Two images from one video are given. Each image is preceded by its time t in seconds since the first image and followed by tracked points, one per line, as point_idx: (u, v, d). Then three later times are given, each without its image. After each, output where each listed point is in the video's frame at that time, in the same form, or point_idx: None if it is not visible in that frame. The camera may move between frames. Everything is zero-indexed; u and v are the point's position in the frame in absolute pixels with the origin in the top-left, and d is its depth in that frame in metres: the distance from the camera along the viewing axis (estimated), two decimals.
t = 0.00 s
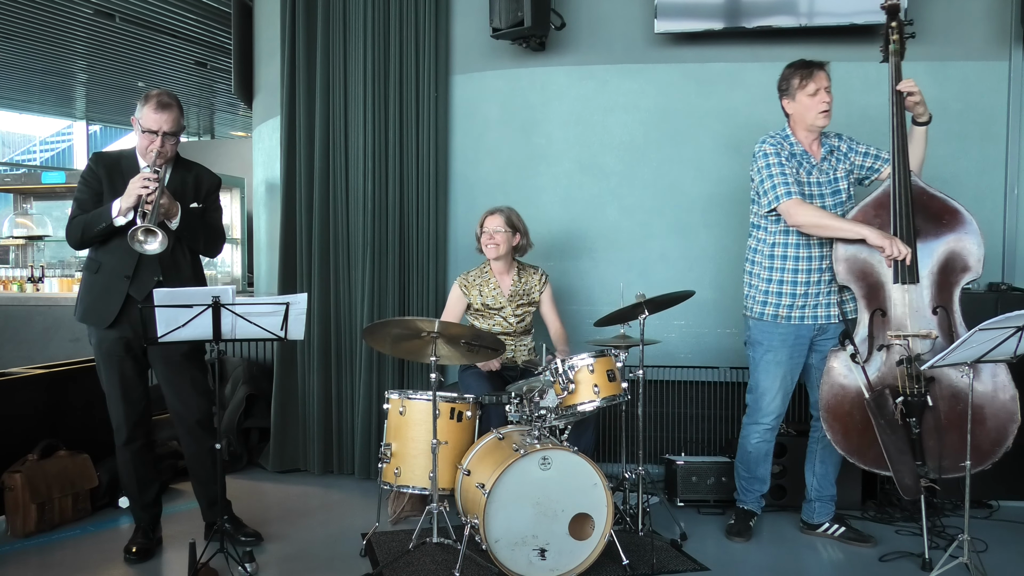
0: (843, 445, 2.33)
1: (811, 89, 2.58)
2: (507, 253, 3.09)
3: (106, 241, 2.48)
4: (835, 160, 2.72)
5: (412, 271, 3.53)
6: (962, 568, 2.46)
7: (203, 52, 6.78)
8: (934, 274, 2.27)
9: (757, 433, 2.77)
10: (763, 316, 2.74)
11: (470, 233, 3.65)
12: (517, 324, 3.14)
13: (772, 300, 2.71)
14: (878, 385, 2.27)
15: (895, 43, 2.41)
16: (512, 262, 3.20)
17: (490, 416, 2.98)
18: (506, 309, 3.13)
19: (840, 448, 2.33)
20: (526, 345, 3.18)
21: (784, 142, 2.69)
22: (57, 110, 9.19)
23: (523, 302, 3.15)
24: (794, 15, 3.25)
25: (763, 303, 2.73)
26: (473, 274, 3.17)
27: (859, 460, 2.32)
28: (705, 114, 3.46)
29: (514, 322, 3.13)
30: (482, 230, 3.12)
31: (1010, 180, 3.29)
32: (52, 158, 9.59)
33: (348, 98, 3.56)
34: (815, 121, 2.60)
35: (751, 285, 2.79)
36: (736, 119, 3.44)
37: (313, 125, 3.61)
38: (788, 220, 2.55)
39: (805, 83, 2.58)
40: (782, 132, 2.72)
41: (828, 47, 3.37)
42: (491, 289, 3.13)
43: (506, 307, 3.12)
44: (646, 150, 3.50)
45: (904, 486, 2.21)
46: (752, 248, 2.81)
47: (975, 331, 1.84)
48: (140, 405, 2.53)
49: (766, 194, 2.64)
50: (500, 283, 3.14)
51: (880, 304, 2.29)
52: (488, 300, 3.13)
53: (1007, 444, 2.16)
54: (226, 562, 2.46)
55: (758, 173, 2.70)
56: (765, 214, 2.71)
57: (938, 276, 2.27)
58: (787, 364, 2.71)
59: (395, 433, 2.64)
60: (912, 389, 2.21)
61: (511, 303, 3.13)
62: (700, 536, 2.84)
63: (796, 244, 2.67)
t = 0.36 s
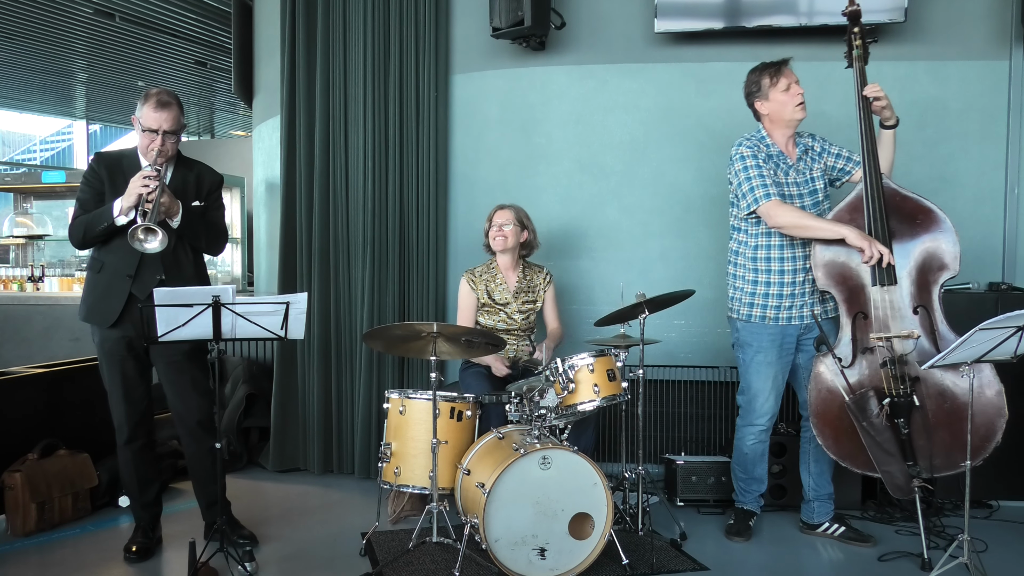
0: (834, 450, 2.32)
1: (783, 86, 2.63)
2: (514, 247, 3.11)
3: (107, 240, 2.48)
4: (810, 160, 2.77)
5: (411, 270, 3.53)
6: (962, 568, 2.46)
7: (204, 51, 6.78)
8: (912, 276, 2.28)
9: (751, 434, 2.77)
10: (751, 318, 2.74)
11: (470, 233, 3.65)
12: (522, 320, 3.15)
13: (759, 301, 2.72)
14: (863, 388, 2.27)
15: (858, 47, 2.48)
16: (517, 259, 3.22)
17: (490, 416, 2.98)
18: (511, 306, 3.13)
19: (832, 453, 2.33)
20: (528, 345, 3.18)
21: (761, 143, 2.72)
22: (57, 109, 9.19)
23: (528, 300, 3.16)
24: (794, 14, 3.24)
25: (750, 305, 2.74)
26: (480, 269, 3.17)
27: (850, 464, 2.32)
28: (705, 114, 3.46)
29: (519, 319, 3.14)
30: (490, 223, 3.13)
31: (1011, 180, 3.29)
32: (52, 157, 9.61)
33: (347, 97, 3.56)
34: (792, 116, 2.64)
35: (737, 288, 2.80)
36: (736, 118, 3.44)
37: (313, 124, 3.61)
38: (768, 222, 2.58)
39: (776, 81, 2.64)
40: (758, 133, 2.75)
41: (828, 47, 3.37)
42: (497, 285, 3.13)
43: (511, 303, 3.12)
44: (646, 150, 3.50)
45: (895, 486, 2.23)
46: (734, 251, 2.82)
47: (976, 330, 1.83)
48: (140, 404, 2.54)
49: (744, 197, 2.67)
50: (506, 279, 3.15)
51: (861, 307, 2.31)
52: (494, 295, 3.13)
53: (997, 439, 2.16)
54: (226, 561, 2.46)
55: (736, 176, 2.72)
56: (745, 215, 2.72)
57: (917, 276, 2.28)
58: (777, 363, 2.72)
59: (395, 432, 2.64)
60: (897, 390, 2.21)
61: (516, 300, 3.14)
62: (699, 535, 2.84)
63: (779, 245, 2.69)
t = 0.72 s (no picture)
0: (829, 453, 2.32)
1: (763, 90, 2.63)
2: (519, 256, 3.12)
3: (119, 239, 2.49)
4: (792, 162, 2.77)
5: (411, 269, 3.54)
6: (962, 568, 2.46)
7: (203, 51, 6.78)
8: (898, 276, 2.29)
9: (748, 437, 2.76)
10: (740, 320, 2.74)
11: (470, 232, 3.65)
12: (524, 321, 3.16)
13: (748, 303, 2.73)
14: (854, 389, 2.28)
15: (832, 54, 2.49)
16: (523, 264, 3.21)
17: (490, 415, 2.97)
18: (513, 305, 3.14)
19: (827, 456, 2.32)
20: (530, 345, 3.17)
21: (742, 148, 2.71)
22: (57, 109, 9.18)
23: (530, 300, 3.17)
24: (794, 13, 3.24)
25: (739, 307, 2.74)
26: (483, 268, 3.18)
27: (846, 466, 2.31)
28: (705, 113, 3.46)
29: (520, 319, 3.15)
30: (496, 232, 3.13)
31: (1011, 180, 3.28)
32: (52, 156, 9.63)
33: (347, 96, 3.56)
34: (774, 118, 2.65)
35: (724, 290, 2.81)
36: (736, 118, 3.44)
37: (313, 124, 3.61)
38: (752, 229, 2.59)
39: (756, 84, 2.64)
40: (739, 138, 2.76)
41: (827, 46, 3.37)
42: (500, 285, 3.14)
43: (514, 303, 3.13)
44: (646, 149, 3.50)
45: (891, 485, 2.23)
46: (720, 255, 2.83)
47: (975, 331, 1.83)
48: (146, 404, 2.53)
49: (727, 203, 2.68)
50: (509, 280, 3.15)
51: (849, 309, 2.32)
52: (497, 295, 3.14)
53: (990, 434, 2.15)
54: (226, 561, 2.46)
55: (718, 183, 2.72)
56: (729, 221, 2.74)
57: (902, 277, 2.29)
58: (769, 364, 2.73)
59: (394, 431, 2.64)
60: (889, 390, 2.22)
61: (518, 300, 3.14)
62: (700, 534, 2.84)
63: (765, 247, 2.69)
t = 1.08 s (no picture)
0: (827, 454, 2.31)
1: (757, 93, 2.63)
2: (514, 250, 3.11)
3: (138, 234, 2.51)
4: (783, 165, 2.77)
5: (411, 269, 3.54)
6: (962, 567, 2.46)
7: (203, 50, 6.77)
8: (892, 277, 2.29)
9: (748, 438, 2.76)
10: (736, 320, 2.74)
11: (470, 232, 3.65)
12: (523, 321, 3.14)
13: (742, 303, 2.73)
14: (851, 389, 2.28)
15: (821, 58, 2.50)
16: (518, 261, 3.21)
17: (490, 415, 2.97)
18: (510, 305, 3.13)
19: (825, 457, 2.31)
20: (528, 344, 3.18)
21: (733, 152, 2.72)
22: (57, 109, 9.17)
23: (528, 300, 3.16)
24: (793, 13, 3.24)
25: (734, 307, 2.75)
26: (480, 269, 3.18)
27: (844, 466, 2.30)
28: (705, 112, 3.45)
29: (518, 319, 3.13)
30: (492, 226, 3.14)
31: (1011, 179, 3.28)
32: (53, 156, 9.71)
33: (347, 96, 3.55)
34: (766, 122, 2.65)
35: (719, 291, 2.81)
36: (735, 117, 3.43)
37: (313, 123, 3.61)
38: (740, 235, 2.62)
39: (750, 87, 2.63)
40: (730, 141, 2.75)
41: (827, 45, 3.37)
42: (497, 285, 3.14)
43: (512, 303, 3.12)
44: (646, 149, 3.50)
45: (889, 486, 2.23)
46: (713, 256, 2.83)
47: (976, 330, 1.82)
48: (160, 403, 2.55)
49: (714, 208, 2.69)
50: (507, 279, 3.15)
51: (844, 309, 2.32)
52: (494, 295, 3.14)
53: (986, 432, 2.16)
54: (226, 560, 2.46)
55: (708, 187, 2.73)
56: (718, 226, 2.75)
57: (896, 277, 2.29)
58: (766, 363, 2.73)
59: (394, 431, 2.64)
60: (885, 390, 2.22)
61: (516, 299, 3.13)
62: (700, 534, 2.84)
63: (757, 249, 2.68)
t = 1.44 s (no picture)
0: (827, 454, 2.30)
1: (754, 92, 2.63)
2: (514, 247, 3.12)
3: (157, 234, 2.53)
4: (779, 164, 2.78)
5: (411, 268, 3.54)
6: (962, 566, 2.46)
7: (203, 49, 6.76)
8: (889, 276, 2.30)
9: (745, 435, 2.76)
10: (734, 317, 2.74)
11: (470, 231, 3.65)
12: (521, 320, 3.15)
13: (740, 300, 2.73)
14: (849, 388, 2.27)
15: (818, 61, 2.50)
16: (518, 261, 3.21)
17: (490, 414, 2.98)
18: (509, 304, 3.14)
19: (824, 457, 2.31)
20: (527, 344, 3.18)
21: (729, 151, 2.71)
22: (57, 108, 9.16)
23: (527, 299, 3.16)
24: (793, 12, 3.24)
25: (731, 304, 2.75)
26: (479, 269, 3.18)
27: (843, 465, 2.29)
28: (705, 112, 3.45)
29: (516, 318, 3.14)
30: (491, 223, 3.14)
31: (1011, 179, 3.28)
32: (52, 155, 9.84)
33: (347, 95, 3.55)
34: (763, 120, 2.66)
35: (717, 288, 2.81)
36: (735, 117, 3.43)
37: (313, 122, 3.61)
38: (737, 234, 2.62)
39: (747, 87, 2.64)
40: (726, 141, 2.75)
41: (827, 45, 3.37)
42: (496, 284, 3.14)
43: (510, 301, 3.13)
44: (646, 148, 3.50)
45: (888, 484, 2.21)
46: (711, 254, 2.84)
47: (976, 330, 1.82)
48: (175, 401, 2.57)
49: (711, 207, 2.69)
50: (505, 278, 3.15)
51: (842, 309, 2.33)
52: (492, 294, 3.14)
53: (985, 430, 2.15)
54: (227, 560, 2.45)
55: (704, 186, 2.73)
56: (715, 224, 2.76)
57: (893, 277, 2.30)
58: (763, 360, 2.73)
59: (395, 430, 2.64)
60: (884, 388, 2.22)
61: (514, 298, 3.14)
62: (700, 533, 2.84)
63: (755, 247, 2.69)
